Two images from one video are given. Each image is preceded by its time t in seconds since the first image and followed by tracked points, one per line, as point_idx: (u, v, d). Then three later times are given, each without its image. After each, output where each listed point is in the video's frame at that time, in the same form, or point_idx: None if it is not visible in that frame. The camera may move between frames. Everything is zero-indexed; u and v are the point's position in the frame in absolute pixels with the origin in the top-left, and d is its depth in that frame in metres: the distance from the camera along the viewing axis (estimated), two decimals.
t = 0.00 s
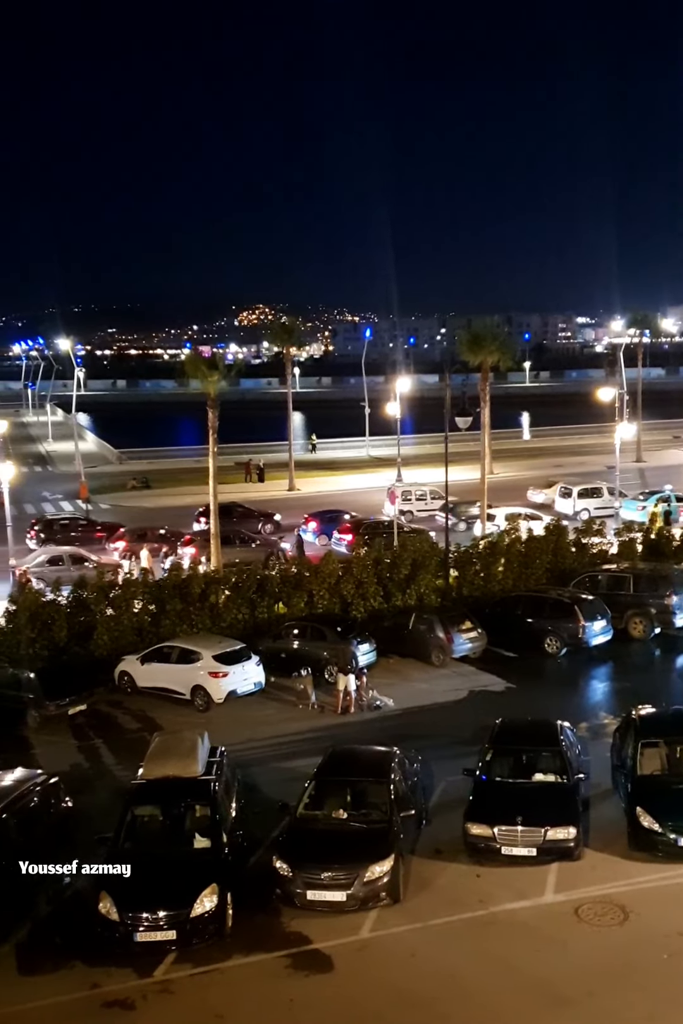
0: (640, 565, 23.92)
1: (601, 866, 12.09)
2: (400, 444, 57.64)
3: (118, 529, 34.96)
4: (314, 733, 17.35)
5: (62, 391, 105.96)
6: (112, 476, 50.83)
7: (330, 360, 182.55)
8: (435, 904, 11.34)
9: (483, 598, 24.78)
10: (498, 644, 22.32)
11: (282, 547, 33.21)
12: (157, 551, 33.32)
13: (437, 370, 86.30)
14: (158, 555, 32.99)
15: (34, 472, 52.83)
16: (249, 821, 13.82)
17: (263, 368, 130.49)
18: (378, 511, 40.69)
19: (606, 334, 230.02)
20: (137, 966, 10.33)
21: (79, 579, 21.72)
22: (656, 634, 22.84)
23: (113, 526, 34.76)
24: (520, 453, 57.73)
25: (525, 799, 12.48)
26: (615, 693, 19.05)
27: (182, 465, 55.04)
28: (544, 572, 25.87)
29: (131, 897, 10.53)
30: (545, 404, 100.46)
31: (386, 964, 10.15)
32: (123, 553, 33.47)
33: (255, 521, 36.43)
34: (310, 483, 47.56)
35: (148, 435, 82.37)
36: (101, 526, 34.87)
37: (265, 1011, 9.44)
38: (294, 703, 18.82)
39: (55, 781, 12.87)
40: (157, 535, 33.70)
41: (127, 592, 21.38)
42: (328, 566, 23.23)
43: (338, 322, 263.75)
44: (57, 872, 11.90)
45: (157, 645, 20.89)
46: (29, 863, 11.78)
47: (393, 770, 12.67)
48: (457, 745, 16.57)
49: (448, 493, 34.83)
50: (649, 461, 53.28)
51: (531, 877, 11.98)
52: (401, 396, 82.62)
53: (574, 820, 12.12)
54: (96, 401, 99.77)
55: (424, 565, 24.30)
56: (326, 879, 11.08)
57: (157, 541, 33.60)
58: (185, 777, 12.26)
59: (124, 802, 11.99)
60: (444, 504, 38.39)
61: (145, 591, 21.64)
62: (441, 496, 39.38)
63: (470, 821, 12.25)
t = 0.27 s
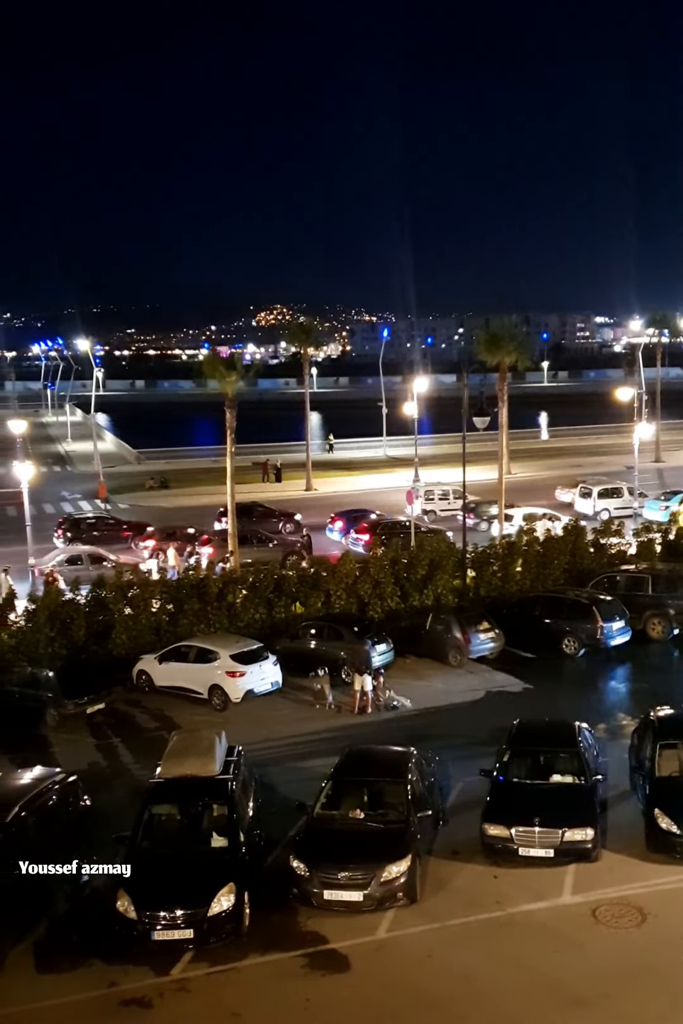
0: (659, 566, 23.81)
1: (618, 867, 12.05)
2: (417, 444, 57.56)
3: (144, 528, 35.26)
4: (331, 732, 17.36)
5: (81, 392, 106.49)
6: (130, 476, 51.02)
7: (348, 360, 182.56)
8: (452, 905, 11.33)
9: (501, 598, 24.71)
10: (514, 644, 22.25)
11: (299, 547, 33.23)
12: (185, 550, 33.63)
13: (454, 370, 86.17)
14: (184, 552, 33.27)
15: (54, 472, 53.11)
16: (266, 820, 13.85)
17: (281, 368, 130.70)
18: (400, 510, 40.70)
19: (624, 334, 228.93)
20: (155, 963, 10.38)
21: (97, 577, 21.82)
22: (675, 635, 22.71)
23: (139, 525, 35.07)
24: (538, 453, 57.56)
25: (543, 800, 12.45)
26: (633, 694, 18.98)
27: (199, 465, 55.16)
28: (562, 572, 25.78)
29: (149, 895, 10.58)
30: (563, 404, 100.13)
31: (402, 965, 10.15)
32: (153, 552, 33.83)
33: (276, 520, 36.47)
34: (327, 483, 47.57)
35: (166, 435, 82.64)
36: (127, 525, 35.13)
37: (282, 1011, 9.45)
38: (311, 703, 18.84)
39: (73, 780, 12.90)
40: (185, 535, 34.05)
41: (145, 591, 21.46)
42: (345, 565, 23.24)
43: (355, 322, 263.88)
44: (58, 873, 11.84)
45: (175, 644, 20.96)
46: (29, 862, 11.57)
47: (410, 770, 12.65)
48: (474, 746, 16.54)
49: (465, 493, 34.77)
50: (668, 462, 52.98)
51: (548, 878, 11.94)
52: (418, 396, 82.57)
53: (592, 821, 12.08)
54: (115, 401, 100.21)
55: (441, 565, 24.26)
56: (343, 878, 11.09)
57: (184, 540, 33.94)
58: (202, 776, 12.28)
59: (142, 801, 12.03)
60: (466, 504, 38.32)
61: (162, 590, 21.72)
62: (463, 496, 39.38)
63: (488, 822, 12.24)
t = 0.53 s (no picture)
0: (678, 567, 23.69)
1: (636, 868, 12.00)
2: (434, 444, 57.50)
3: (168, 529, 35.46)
4: (348, 732, 17.36)
5: (99, 391, 106.93)
6: (148, 476, 51.16)
7: (365, 360, 182.63)
8: (469, 905, 11.31)
9: (518, 598, 24.66)
10: (532, 644, 22.20)
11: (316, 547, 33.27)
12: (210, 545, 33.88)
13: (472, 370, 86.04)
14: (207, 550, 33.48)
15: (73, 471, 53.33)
16: (282, 820, 13.87)
17: (299, 368, 130.81)
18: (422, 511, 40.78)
19: (643, 334, 227.82)
20: (172, 961, 10.42)
21: (115, 577, 21.91)
22: None
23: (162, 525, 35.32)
24: (555, 453, 57.42)
25: (560, 801, 12.42)
26: (652, 695, 18.89)
27: (217, 465, 55.30)
28: (580, 572, 25.70)
29: (166, 893, 10.61)
30: (582, 404, 99.78)
31: (419, 964, 10.14)
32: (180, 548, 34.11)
33: (296, 519, 36.52)
34: (344, 483, 47.58)
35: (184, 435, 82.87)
36: (150, 524, 35.34)
37: (299, 1010, 9.47)
38: (328, 702, 18.83)
39: (91, 778, 12.61)
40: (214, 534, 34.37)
41: (163, 589, 21.54)
42: (362, 565, 23.24)
43: (373, 321, 263.74)
44: (58, 873, 11.21)
45: (192, 643, 21.02)
46: (29, 862, 10.86)
47: (427, 770, 12.63)
48: (492, 746, 16.51)
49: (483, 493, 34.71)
50: None
51: (565, 879, 11.91)
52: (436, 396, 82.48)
53: (610, 822, 12.03)
54: (134, 400, 100.58)
55: (458, 565, 24.23)
56: (360, 878, 11.09)
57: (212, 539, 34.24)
58: (219, 774, 12.30)
59: (160, 799, 12.04)
60: (487, 504, 38.24)
61: (180, 589, 21.79)
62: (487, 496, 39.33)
63: (505, 822, 12.20)
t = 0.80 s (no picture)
0: None
1: (652, 870, 11.95)
2: (451, 444, 57.40)
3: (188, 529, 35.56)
4: (364, 732, 17.35)
5: (117, 391, 107.28)
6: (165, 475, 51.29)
7: (382, 360, 182.59)
8: (484, 906, 11.30)
9: (535, 599, 24.58)
10: (549, 645, 22.14)
11: (333, 546, 33.27)
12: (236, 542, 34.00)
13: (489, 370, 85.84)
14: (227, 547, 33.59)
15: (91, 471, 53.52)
16: (298, 819, 13.88)
17: (316, 368, 130.89)
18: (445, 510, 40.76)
19: (661, 334, 226.66)
20: (188, 959, 10.45)
21: (133, 575, 22.01)
22: None
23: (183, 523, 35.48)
24: (573, 453, 57.23)
25: (576, 802, 12.37)
26: (669, 696, 18.80)
27: (233, 464, 55.39)
28: (598, 573, 25.60)
29: (182, 890, 10.64)
30: (599, 404, 99.39)
31: (435, 965, 10.13)
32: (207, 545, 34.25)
33: (315, 519, 36.54)
34: (360, 483, 47.57)
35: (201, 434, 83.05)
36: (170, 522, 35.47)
37: (314, 1009, 9.47)
38: (344, 702, 18.83)
39: (108, 775, 12.65)
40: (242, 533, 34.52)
41: (180, 588, 21.61)
42: (379, 565, 23.23)
43: (390, 321, 263.59)
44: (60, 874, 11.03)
45: (209, 641, 21.08)
46: (30, 862, 10.72)
47: (443, 770, 12.62)
48: (508, 747, 16.47)
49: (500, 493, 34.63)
50: None
51: (581, 880, 11.88)
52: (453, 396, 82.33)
53: (627, 824, 11.98)
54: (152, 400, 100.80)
55: (475, 565, 24.18)
56: (376, 877, 11.09)
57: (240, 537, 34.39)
58: (235, 773, 12.31)
59: (177, 796, 12.09)
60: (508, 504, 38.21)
61: (197, 588, 21.86)
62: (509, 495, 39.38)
63: (521, 823, 12.17)
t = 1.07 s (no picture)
0: None
1: (670, 872, 11.89)
2: (468, 444, 57.29)
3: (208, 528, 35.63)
4: (379, 732, 17.34)
5: (134, 391, 107.64)
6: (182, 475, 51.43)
7: (399, 360, 182.47)
8: (500, 907, 11.27)
9: (552, 599, 24.50)
10: (566, 645, 22.09)
11: (349, 546, 33.28)
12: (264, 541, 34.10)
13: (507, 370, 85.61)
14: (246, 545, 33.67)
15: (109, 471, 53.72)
16: (314, 819, 13.89)
17: (333, 368, 130.98)
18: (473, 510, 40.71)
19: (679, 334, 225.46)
20: (204, 958, 10.48)
21: (150, 574, 22.10)
22: None
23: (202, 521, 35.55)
24: (590, 453, 57.01)
25: (593, 804, 12.33)
26: None
27: (250, 464, 55.49)
28: (615, 575, 25.49)
29: (198, 889, 10.67)
30: (617, 404, 98.96)
31: (450, 965, 10.13)
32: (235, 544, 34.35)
33: (334, 519, 36.58)
34: (377, 483, 47.55)
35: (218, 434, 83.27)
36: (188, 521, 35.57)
37: (329, 1009, 9.47)
38: (360, 702, 18.82)
39: (125, 773, 12.70)
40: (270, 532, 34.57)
41: (196, 588, 21.70)
42: (395, 565, 23.22)
43: (407, 321, 263.45)
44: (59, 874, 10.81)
45: (225, 640, 21.13)
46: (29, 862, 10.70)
47: (459, 770, 12.61)
48: (524, 748, 16.42)
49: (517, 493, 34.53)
50: None
51: (598, 882, 11.83)
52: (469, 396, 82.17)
53: (644, 826, 11.93)
54: (169, 400, 101.09)
55: (492, 565, 24.14)
56: (392, 878, 11.09)
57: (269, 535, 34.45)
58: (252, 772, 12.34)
59: (193, 795, 12.14)
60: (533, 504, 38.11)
61: (214, 588, 21.92)
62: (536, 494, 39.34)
63: (537, 825, 12.14)
